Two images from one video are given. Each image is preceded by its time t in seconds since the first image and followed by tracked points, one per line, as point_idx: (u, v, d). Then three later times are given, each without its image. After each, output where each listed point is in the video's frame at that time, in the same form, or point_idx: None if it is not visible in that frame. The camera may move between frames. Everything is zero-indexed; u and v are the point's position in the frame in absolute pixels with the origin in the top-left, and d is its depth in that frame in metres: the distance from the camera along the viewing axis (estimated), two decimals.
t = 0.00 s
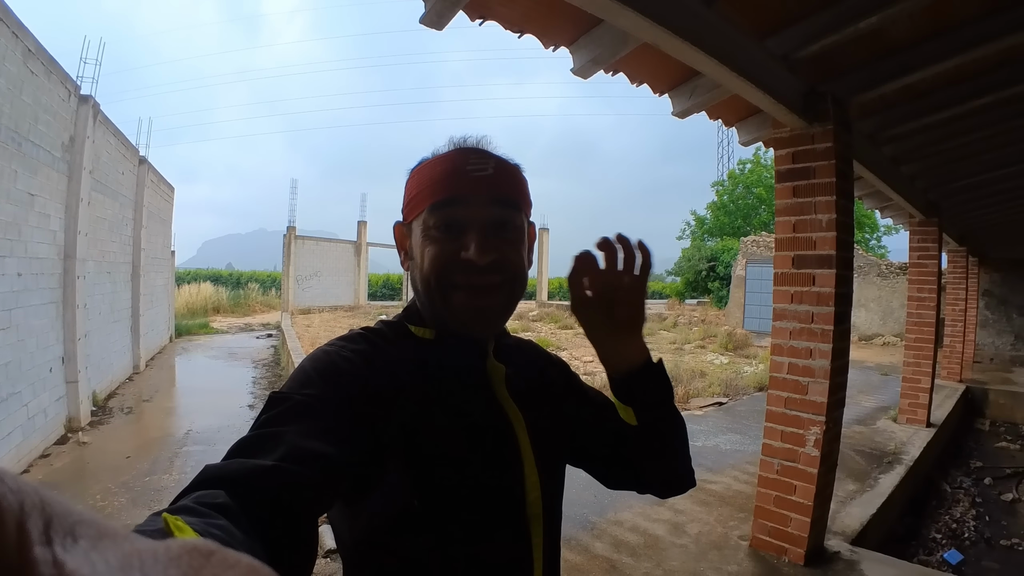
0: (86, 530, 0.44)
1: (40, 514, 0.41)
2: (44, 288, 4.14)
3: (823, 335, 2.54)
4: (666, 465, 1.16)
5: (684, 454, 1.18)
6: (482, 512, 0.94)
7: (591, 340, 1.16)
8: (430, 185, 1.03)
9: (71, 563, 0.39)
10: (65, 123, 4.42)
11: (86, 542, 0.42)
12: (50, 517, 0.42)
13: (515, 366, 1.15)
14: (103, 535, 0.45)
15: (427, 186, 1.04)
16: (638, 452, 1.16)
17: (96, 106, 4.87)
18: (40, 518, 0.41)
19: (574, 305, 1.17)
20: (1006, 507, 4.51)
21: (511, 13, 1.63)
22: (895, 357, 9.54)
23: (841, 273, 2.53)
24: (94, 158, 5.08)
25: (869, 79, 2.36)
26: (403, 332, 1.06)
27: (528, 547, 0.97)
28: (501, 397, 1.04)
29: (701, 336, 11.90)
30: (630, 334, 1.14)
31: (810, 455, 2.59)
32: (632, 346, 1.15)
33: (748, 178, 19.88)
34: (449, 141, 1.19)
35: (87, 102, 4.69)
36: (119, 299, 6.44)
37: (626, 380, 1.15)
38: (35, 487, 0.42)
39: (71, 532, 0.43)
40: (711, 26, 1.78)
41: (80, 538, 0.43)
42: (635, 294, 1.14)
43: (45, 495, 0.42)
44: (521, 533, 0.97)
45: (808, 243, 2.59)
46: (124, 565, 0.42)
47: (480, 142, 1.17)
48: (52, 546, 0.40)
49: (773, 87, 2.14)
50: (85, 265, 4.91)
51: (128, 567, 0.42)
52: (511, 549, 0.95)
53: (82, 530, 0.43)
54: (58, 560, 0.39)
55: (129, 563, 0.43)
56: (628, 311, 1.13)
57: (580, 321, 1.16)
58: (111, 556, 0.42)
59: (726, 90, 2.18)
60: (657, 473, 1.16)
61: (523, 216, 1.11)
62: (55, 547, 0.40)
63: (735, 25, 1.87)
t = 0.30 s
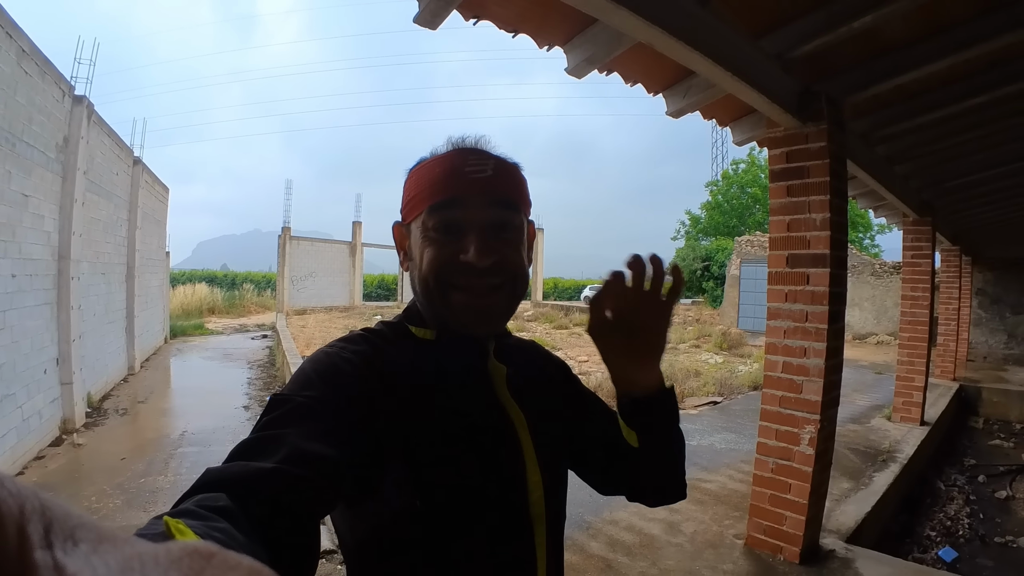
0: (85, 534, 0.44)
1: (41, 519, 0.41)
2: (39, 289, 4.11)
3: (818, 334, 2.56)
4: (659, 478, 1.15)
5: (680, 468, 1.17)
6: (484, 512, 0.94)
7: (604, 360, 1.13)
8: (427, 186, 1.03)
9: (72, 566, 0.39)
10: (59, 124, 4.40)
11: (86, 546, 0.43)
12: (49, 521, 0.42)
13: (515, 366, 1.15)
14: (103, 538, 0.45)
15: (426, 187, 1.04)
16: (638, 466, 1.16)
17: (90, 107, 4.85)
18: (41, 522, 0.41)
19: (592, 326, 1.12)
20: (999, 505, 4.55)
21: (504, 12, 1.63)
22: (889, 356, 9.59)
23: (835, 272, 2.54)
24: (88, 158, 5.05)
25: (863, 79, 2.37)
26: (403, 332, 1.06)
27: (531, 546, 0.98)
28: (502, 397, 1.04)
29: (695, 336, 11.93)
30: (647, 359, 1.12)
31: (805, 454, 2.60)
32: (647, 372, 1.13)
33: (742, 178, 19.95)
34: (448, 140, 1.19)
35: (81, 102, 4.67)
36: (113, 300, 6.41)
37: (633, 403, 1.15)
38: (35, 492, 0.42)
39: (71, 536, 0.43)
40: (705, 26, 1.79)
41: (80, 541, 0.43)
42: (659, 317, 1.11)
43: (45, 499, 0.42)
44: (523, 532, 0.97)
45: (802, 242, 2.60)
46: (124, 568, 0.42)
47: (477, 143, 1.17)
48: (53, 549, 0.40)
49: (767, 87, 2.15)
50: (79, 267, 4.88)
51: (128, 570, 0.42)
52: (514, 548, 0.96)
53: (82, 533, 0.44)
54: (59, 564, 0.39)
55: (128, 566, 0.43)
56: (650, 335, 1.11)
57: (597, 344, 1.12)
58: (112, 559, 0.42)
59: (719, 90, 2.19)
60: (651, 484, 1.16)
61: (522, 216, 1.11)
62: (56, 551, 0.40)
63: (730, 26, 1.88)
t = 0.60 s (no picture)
0: (88, 528, 0.44)
1: (44, 514, 0.42)
2: (33, 291, 4.09)
3: (811, 333, 2.57)
4: (663, 475, 1.15)
5: (685, 466, 1.16)
6: (483, 510, 0.95)
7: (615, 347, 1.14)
8: (432, 184, 1.04)
9: (75, 561, 0.39)
10: (53, 125, 4.37)
11: (89, 540, 0.43)
12: (51, 515, 0.42)
13: (516, 365, 1.15)
14: (105, 533, 0.45)
15: (431, 186, 1.04)
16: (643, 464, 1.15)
17: (84, 108, 4.83)
18: (43, 516, 0.41)
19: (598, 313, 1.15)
20: (993, 502, 4.58)
21: (497, 12, 1.64)
22: (883, 356, 9.65)
23: (827, 271, 2.55)
24: (82, 159, 5.02)
25: (855, 79, 2.39)
26: (404, 330, 1.06)
27: (527, 544, 0.98)
28: (502, 395, 1.04)
29: (690, 336, 11.97)
30: (656, 347, 1.12)
31: (799, 452, 2.61)
32: (656, 359, 1.12)
33: (736, 178, 20.03)
34: (453, 137, 1.19)
35: (75, 104, 4.65)
36: (108, 301, 6.38)
37: (643, 392, 1.14)
38: (38, 487, 0.42)
39: (74, 530, 0.43)
40: (698, 27, 1.80)
41: (83, 536, 0.43)
42: (666, 305, 1.13)
43: (48, 494, 0.43)
44: (521, 531, 0.98)
45: (795, 241, 2.61)
46: (127, 562, 0.42)
47: (483, 140, 1.17)
48: (56, 544, 0.40)
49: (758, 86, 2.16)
50: (73, 268, 4.85)
51: (130, 565, 0.42)
52: (512, 547, 0.96)
53: (85, 528, 0.44)
54: (62, 558, 0.39)
55: (131, 561, 0.43)
56: (657, 323, 1.12)
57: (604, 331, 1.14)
58: (114, 554, 0.43)
59: (712, 90, 2.21)
60: (655, 482, 1.16)
61: (526, 216, 1.11)
62: (59, 545, 0.40)
63: (722, 26, 1.89)
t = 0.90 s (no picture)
0: (93, 527, 0.44)
1: (49, 511, 0.42)
2: (29, 293, 4.08)
3: (807, 333, 2.59)
4: (660, 478, 1.15)
5: (681, 465, 1.17)
6: (487, 511, 0.95)
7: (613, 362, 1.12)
8: (435, 185, 1.04)
9: (79, 559, 0.40)
10: (49, 127, 4.36)
11: (94, 538, 0.43)
12: (57, 512, 0.42)
13: (520, 368, 1.16)
14: (110, 531, 0.46)
15: (433, 187, 1.04)
16: (640, 470, 1.15)
17: (80, 109, 4.81)
18: (48, 514, 0.42)
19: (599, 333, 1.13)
20: (988, 501, 4.61)
21: (492, 14, 1.65)
22: (879, 355, 9.69)
23: (823, 271, 2.57)
24: (78, 161, 5.00)
25: (850, 80, 2.40)
26: (408, 333, 1.07)
27: (530, 545, 0.98)
28: (505, 397, 1.04)
29: (687, 336, 12.00)
30: (655, 368, 1.11)
31: (795, 452, 2.62)
32: (652, 378, 1.12)
33: (732, 179, 20.09)
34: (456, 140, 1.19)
35: (71, 105, 4.63)
36: (104, 303, 6.36)
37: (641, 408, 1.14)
38: (44, 484, 0.42)
39: (79, 528, 0.43)
40: (693, 28, 1.81)
41: (88, 534, 0.43)
42: (669, 325, 1.11)
43: (53, 493, 0.43)
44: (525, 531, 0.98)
45: (791, 242, 2.63)
46: (131, 561, 0.42)
47: (486, 143, 1.18)
48: (61, 542, 0.40)
49: (754, 87, 2.17)
50: (69, 270, 4.84)
51: (135, 564, 0.42)
52: (517, 548, 0.97)
53: (90, 526, 0.44)
54: (67, 556, 0.39)
55: (135, 560, 0.43)
56: (656, 343, 1.10)
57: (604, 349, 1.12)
58: (118, 553, 0.43)
59: (708, 91, 2.22)
60: (653, 485, 1.15)
61: (530, 217, 1.12)
62: (63, 544, 0.41)
63: (717, 28, 1.91)
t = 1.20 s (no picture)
0: (101, 534, 0.44)
1: (57, 520, 0.42)
2: (25, 295, 4.06)
3: (805, 334, 2.59)
4: (665, 472, 1.16)
5: (682, 460, 1.19)
6: (494, 513, 0.95)
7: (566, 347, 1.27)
8: (443, 185, 1.04)
9: (88, 566, 0.39)
10: (45, 129, 4.34)
11: (103, 545, 0.43)
12: (65, 520, 0.42)
13: (524, 369, 1.15)
14: (118, 537, 0.45)
15: (441, 188, 1.04)
16: (644, 465, 1.17)
17: (77, 111, 4.80)
18: (57, 522, 0.42)
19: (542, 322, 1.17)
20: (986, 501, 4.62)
21: (489, 15, 1.65)
22: (876, 355, 9.71)
23: (821, 272, 2.57)
24: (74, 163, 4.98)
25: (848, 80, 2.41)
26: (414, 335, 1.07)
27: (537, 546, 0.98)
28: (510, 399, 1.04)
29: (684, 336, 12.01)
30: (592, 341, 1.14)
31: (794, 453, 2.62)
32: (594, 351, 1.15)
33: (728, 180, 20.13)
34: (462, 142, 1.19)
35: (67, 107, 4.62)
36: (101, 305, 6.34)
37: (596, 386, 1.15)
38: (52, 492, 0.42)
39: (87, 536, 0.43)
40: (691, 29, 1.82)
41: (96, 541, 0.43)
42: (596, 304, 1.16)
43: (61, 500, 0.43)
44: (532, 533, 0.98)
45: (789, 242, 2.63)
46: (140, 567, 0.42)
47: (493, 144, 1.18)
48: (69, 549, 0.40)
49: (751, 88, 2.17)
50: (66, 272, 4.82)
51: (143, 570, 0.42)
52: (523, 549, 0.96)
53: (98, 533, 0.44)
54: (76, 563, 0.39)
55: (144, 567, 0.43)
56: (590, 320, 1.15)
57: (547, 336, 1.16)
58: (127, 559, 0.43)
59: (705, 91, 2.22)
60: (658, 481, 1.17)
61: (538, 217, 1.11)
62: (72, 551, 0.40)
63: (714, 29, 1.91)
